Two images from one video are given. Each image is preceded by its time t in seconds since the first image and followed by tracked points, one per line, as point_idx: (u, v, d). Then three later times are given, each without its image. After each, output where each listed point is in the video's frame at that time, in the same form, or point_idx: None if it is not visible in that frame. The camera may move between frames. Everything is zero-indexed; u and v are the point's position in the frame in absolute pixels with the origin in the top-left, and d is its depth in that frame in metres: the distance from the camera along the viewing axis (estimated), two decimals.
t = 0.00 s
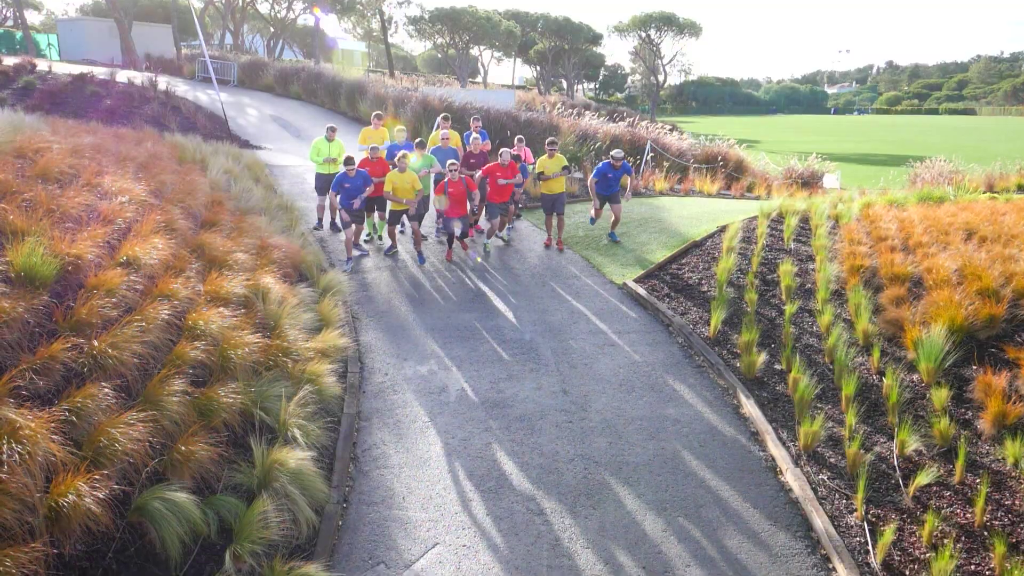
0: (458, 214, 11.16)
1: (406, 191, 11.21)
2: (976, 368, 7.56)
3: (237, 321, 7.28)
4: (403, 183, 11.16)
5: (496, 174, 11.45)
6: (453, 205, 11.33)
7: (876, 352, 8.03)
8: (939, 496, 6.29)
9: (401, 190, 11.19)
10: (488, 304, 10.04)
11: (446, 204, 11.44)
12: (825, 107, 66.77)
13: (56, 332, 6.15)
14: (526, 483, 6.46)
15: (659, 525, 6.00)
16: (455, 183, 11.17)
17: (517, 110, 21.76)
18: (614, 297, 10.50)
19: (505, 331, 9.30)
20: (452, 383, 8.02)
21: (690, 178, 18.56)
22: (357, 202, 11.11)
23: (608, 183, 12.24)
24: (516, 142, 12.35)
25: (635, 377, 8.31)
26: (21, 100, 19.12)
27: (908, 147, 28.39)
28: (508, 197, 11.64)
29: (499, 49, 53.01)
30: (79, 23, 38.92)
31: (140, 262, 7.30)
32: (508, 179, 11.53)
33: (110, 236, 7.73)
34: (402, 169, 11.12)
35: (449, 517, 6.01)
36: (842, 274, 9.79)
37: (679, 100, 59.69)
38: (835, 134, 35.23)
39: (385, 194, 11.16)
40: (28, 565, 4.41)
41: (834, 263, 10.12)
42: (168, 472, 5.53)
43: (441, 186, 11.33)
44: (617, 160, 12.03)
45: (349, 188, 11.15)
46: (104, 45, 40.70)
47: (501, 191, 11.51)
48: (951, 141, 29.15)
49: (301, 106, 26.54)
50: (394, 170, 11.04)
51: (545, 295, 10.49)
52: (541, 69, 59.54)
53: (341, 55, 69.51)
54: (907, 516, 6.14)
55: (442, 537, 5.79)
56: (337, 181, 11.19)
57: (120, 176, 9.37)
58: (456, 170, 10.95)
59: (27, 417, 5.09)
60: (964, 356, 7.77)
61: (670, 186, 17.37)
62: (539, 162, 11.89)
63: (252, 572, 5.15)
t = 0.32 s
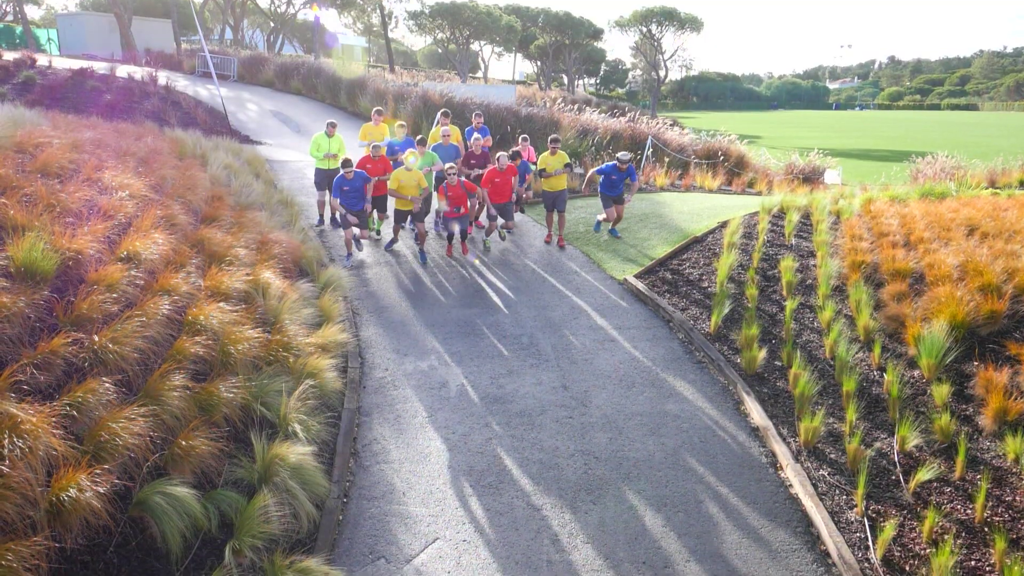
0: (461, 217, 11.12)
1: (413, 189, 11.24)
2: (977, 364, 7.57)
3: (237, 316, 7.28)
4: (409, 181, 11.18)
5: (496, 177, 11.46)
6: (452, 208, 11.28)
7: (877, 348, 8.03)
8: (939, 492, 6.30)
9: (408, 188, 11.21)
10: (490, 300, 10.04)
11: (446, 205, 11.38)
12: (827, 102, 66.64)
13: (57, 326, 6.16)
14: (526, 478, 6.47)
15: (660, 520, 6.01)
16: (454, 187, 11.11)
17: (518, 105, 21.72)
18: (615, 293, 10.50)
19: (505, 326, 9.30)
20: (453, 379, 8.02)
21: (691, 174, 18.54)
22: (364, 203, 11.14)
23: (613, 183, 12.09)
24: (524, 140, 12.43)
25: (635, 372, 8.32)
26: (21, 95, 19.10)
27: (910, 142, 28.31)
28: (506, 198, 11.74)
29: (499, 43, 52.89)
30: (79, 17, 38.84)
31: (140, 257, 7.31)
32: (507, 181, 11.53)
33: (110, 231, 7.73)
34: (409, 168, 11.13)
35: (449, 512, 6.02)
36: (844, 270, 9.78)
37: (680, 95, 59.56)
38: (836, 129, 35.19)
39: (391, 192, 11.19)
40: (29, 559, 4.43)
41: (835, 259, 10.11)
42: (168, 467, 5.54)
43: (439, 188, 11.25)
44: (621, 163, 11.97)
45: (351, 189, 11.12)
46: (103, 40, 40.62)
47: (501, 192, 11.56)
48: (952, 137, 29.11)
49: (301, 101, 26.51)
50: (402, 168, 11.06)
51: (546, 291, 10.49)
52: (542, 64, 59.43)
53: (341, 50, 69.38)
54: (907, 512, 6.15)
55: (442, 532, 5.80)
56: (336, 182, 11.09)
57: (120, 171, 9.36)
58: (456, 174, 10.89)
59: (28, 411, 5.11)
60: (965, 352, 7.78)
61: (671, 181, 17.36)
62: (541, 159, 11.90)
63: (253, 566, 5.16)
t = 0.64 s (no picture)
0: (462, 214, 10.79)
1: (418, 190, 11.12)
2: (977, 357, 7.57)
3: (237, 308, 7.28)
4: (415, 181, 11.06)
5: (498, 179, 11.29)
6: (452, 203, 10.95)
7: (878, 341, 8.03)
8: (940, 486, 6.31)
9: (412, 188, 11.09)
10: (490, 294, 10.04)
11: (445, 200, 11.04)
12: (829, 95, 66.43)
13: (57, 318, 6.16)
14: (526, 470, 6.49)
15: (660, 512, 6.03)
16: (457, 181, 10.83)
17: (519, 98, 21.67)
18: (615, 286, 10.50)
19: (505, 319, 9.30)
20: (453, 371, 8.03)
21: (691, 167, 18.51)
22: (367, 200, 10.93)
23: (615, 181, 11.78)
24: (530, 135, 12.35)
25: (635, 365, 8.32)
26: (21, 87, 19.05)
27: (912, 135, 28.22)
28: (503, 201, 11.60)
29: (500, 36, 52.71)
30: (79, 9, 38.70)
31: (140, 250, 7.30)
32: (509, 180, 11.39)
33: (110, 223, 7.72)
34: (415, 168, 11.01)
35: (449, 504, 6.03)
36: (845, 263, 9.76)
37: (682, 88, 59.41)
38: (838, 123, 35.12)
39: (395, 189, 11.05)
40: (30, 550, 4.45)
41: (836, 252, 10.10)
42: (168, 459, 5.55)
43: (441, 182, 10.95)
44: (625, 159, 11.68)
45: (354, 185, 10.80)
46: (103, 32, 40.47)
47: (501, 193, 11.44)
48: (954, 130, 29.05)
49: (301, 93, 26.45)
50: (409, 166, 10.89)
51: (546, 284, 10.48)
52: (543, 57, 59.24)
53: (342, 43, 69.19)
54: (907, 505, 6.17)
55: (442, 524, 5.81)
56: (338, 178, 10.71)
57: (120, 163, 9.35)
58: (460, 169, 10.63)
59: (28, 403, 5.12)
60: (966, 346, 7.78)
61: (672, 175, 17.34)
62: (544, 152, 11.86)
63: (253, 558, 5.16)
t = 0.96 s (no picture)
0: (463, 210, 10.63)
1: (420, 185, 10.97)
2: (978, 347, 7.57)
3: (237, 297, 7.27)
4: (417, 177, 10.92)
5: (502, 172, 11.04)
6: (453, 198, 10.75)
7: (878, 330, 8.02)
8: (939, 475, 6.33)
9: (413, 182, 10.96)
10: (490, 283, 10.04)
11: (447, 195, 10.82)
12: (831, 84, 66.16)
13: (57, 307, 6.16)
14: (527, 458, 6.52)
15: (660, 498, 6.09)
16: (460, 177, 10.60)
17: (520, 86, 21.58)
18: (616, 275, 10.48)
19: (506, 309, 9.29)
20: (453, 360, 8.03)
21: (692, 155, 18.45)
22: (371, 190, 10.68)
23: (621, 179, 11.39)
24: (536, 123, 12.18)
25: (635, 354, 8.32)
26: (19, 75, 18.94)
27: (914, 124, 28.12)
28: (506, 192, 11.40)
29: (501, 23, 52.44)
30: None
31: (140, 239, 7.28)
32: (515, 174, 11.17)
33: (109, 212, 7.71)
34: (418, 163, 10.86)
35: (449, 493, 6.05)
36: (846, 253, 9.74)
37: (683, 77, 59.17)
38: (838, 112, 35.02)
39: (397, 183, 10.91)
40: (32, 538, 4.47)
41: (836, 241, 10.08)
42: (169, 447, 5.56)
43: (443, 178, 10.72)
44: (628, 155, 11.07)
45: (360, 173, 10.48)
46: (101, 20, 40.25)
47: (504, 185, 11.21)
48: (955, 119, 28.98)
49: (301, 82, 26.34)
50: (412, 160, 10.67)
51: (546, 274, 10.47)
52: (543, 45, 58.97)
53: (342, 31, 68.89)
54: (907, 494, 6.19)
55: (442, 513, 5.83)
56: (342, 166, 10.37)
57: (119, 151, 9.32)
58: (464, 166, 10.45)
59: (29, 392, 5.13)
60: (967, 335, 7.77)
61: (672, 163, 17.28)
62: (546, 141, 11.77)
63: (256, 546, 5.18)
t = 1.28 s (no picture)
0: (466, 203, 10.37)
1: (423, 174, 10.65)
2: (977, 332, 7.57)
3: (236, 281, 7.24)
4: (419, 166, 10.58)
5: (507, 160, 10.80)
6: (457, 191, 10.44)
7: (878, 315, 8.00)
8: (938, 459, 6.37)
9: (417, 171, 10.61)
10: (490, 266, 10.03)
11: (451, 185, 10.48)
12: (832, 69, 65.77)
13: (55, 291, 6.15)
14: (527, 442, 6.53)
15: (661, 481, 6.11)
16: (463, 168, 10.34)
17: (520, 70, 21.45)
18: (617, 260, 10.45)
19: (506, 293, 9.27)
20: (453, 344, 8.03)
21: (693, 140, 18.37)
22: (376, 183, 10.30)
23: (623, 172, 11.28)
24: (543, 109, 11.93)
25: (635, 339, 8.31)
26: (15, 58, 18.79)
27: (915, 109, 27.98)
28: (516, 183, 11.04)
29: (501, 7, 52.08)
30: None
31: (138, 222, 7.25)
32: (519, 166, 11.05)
33: (107, 195, 7.67)
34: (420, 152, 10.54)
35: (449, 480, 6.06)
36: (846, 238, 9.71)
37: (683, 62, 58.84)
38: (840, 98, 34.87)
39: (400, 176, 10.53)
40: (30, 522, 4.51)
41: (837, 226, 10.05)
42: (169, 431, 5.57)
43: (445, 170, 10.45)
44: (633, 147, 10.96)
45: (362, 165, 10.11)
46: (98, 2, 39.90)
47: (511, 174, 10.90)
48: (956, 104, 28.89)
49: (300, 65, 26.18)
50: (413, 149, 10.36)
51: (546, 258, 10.45)
52: (544, 28, 58.59)
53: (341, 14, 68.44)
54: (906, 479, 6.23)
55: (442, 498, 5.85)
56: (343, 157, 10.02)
57: (117, 134, 9.26)
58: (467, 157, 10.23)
59: (27, 375, 5.13)
60: (966, 320, 7.76)
61: (673, 148, 17.20)
62: (547, 129, 11.76)
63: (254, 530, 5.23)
